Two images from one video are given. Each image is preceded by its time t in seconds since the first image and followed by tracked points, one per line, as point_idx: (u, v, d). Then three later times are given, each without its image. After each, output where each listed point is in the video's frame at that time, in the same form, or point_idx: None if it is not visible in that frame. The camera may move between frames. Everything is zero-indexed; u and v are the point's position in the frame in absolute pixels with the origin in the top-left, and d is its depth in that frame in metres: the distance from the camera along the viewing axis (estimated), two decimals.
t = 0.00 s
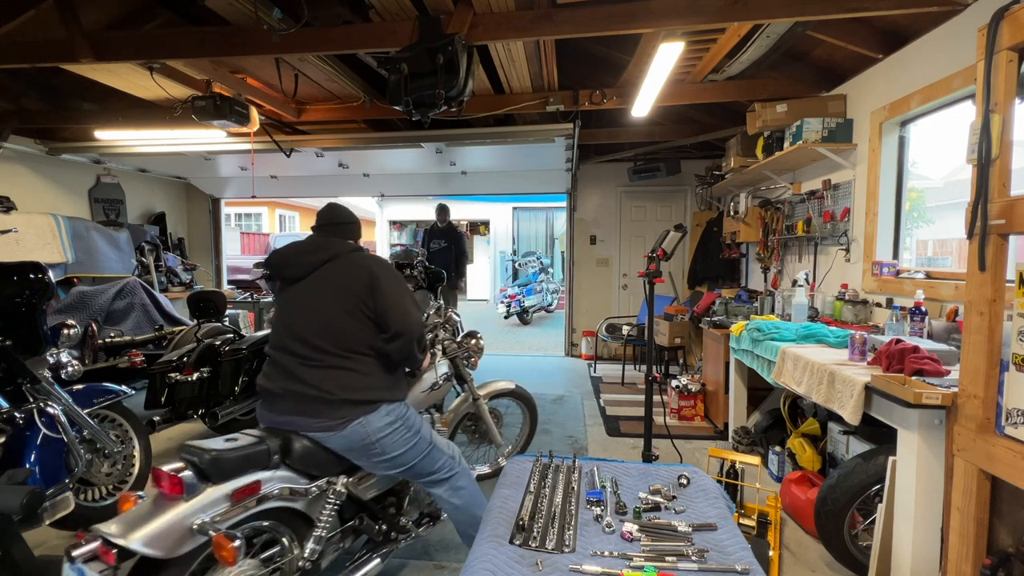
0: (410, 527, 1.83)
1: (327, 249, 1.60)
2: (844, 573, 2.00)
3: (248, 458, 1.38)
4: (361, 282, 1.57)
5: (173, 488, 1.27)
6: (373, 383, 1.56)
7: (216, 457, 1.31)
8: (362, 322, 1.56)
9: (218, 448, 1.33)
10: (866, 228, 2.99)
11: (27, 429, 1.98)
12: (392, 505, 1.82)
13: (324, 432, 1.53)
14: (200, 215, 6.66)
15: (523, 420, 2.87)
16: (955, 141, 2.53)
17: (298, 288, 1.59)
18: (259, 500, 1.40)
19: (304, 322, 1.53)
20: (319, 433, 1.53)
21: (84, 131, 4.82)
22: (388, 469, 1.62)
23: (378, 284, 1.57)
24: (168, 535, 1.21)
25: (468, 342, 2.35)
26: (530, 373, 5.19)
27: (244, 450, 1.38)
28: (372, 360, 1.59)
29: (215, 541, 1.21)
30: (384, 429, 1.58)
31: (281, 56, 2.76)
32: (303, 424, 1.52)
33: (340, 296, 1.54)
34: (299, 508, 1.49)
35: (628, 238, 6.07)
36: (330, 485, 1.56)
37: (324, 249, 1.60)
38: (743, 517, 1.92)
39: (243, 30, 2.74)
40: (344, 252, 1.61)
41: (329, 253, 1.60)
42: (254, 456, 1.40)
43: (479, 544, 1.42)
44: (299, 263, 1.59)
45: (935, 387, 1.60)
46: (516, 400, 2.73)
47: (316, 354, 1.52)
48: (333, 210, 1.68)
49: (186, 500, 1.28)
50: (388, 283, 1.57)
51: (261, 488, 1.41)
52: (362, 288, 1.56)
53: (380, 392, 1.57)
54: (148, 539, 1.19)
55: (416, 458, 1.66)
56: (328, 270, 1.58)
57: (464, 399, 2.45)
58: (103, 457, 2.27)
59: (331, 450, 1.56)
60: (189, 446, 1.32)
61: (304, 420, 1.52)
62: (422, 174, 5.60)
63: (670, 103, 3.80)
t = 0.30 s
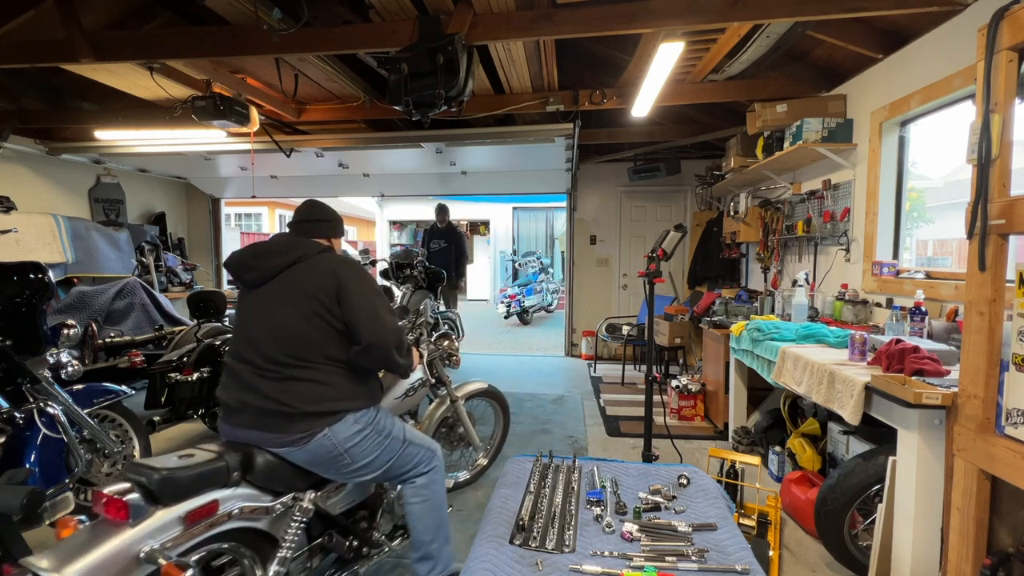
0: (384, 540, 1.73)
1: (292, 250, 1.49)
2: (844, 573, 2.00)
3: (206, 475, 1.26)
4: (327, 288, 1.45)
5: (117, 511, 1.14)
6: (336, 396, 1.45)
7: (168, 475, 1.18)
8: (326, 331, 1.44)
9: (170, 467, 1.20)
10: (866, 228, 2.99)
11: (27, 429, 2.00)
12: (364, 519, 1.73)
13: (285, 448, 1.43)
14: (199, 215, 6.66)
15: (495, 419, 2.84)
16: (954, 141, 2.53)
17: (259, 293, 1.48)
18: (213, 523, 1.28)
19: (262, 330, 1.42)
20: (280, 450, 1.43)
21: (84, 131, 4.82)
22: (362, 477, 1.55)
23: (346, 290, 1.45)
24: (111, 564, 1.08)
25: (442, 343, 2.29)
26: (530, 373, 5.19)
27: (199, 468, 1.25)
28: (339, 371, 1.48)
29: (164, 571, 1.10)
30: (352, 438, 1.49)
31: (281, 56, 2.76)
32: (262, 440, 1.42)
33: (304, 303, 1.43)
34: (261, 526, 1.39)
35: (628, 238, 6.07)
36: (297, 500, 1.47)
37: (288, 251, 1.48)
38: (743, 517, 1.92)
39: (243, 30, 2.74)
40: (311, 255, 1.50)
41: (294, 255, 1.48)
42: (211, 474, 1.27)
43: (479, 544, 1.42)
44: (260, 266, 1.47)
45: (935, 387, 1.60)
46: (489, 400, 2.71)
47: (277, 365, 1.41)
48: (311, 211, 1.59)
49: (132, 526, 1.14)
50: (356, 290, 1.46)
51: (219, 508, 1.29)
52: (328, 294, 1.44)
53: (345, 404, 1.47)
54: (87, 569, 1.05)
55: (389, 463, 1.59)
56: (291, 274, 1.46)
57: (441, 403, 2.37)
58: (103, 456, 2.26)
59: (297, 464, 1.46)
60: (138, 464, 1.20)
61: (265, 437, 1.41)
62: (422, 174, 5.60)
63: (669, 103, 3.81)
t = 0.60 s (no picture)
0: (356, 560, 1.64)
1: (275, 254, 1.38)
2: (844, 573, 2.00)
3: (163, 495, 1.16)
4: (310, 297, 1.36)
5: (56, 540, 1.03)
6: (312, 413, 1.37)
7: (115, 498, 1.08)
8: (306, 344, 1.35)
9: (119, 490, 1.10)
10: (866, 228, 2.99)
11: (27, 429, 2.00)
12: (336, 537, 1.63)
13: (251, 467, 1.33)
14: (199, 215, 6.66)
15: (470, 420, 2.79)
16: (954, 141, 2.53)
17: (234, 296, 1.37)
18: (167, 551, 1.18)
19: (235, 339, 1.32)
20: (245, 468, 1.33)
21: (84, 131, 4.82)
22: (333, 496, 1.46)
23: (331, 302, 1.37)
24: None
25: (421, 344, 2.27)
26: (530, 373, 5.18)
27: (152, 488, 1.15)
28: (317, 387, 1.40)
29: None
30: (323, 455, 1.40)
31: (281, 56, 2.76)
32: (226, 458, 1.32)
33: (284, 312, 1.34)
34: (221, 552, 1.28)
35: (628, 239, 6.07)
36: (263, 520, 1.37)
37: (271, 254, 1.38)
38: (743, 517, 1.92)
39: (243, 30, 2.74)
40: (296, 260, 1.40)
41: (277, 259, 1.38)
42: (166, 495, 1.16)
43: (479, 544, 1.42)
44: (238, 267, 1.36)
45: (935, 387, 1.60)
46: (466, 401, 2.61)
47: (249, 377, 1.31)
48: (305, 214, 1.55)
49: (69, 560, 1.03)
50: (342, 303, 1.37)
51: (173, 534, 1.19)
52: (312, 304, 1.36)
53: (320, 420, 1.39)
54: None
55: (362, 481, 1.50)
56: (272, 280, 1.36)
57: (419, 410, 2.28)
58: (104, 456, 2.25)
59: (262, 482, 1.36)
60: (81, 488, 1.10)
61: (231, 455, 1.31)
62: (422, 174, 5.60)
63: (669, 104, 3.81)
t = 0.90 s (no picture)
0: None
1: (218, 247, 1.25)
2: (844, 573, 2.00)
3: (94, 516, 1.04)
4: (256, 291, 1.21)
5: None
6: (261, 422, 1.21)
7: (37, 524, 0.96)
8: (253, 345, 1.20)
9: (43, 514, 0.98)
10: (866, 228, 2.99)
11: (27, 429, 2.01)
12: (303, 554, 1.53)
13: (195, 487, 1.17)
14: (199, 215, 6.67)
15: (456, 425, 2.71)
16: (954, 141, 2.53)
17: (172, 295, 1.22)
18: None
19: (171, 341, 1.16)
20: (191, 488, 1.17)
21: (84, 131, 4.82)
22: (290, 517, 1.31)
23: (280, 295, 1.22)
24: None
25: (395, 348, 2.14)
26: (530, 373, 5.18)
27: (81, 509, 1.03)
28: (268, 393, 1.24)
29: None
30: (278, 473, 1.25)
31: (281, 56, 2.76)
32: (164, 477, 1.16)
33: (227, 308, 1.19)
34: None
35: (628, 239, 6.07)
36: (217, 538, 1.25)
37: (213, 248, 1.24)
38: (743, 517, 1.92)
39: (243, 30, 2.74)
40: (242, 255, 1.26)
41: (220, 251, 1.24)
42: (96, 517, 1.04)
43: (479, 544, 1.42)
44: (177, 265, 1.22)
45: (935, 387, 1.60)
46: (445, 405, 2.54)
47: (185, 383, 1.15)
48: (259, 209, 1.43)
49: None
50: (294, 298, 1.23)
51: (108, 559, 1.05)
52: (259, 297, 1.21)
53: (274, 431, 1.23)
54: None
55: (324, 500, 1.35)
56: (215, 277, 1.22)
57: (397, 417, 2.18)
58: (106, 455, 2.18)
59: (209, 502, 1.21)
60: None
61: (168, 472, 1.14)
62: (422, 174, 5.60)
63: (669, 104, 3.80)
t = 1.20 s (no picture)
0: None
1: (151, 248, 1.16)
2: (844, 573, 2.00)
3: (8, 555, 0.88)
4: (189, 293, 1.12)
5: None
6: (201, 432, 1.12)
7: None
8: (188, 351, 1.10)
9: None
10: (866, 228, 2.99)
11: (27, 429, 1.97)
12: None
13: (127, 509, 1.07)
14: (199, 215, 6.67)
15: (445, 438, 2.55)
16: (954, 141, 2.53)
17: (102, 301, 1.14)
18: None
19: (100, 349, 1.07)
20: (120, 510, 1.07)
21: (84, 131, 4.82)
22: (248, 535, 1.22)
23: (214, 296, 1.12)
24: None
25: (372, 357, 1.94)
26: (530, 373, 5.18)
27: None
28: (208, 402, 1.15)
29: None
30: (229, 488, 1.15)
31: (281, 56, 2.76)
32: (94, 498, 1.06)
33: (157, 313, 1.09)
34: None
35: (628, 239, 6.07)
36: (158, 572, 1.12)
37: (145, 248, 1.15)
38: (743, 517, 1.92)
39: (243, 30, 2.74)
40: (176, 255, 1.18)
41: (152, 252, 1.15)
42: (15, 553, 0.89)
43: (479, 544, 1.42)
44: (105, 268, 1.14)
45: (935, 387, 1.60)
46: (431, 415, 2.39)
47: (112, 396, 1.06)
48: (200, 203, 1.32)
49: None
50: (229, 296, 1.13)
51: None
52: (190, 299, 1.11)
53: (218, 440, 1.14)
54: None
55: (287, 512, 1.26)
56: (144, 277, 1.12)
57: (371, 426, 2.06)
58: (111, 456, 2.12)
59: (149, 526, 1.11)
60: None
61: (99, 493, 1.06)
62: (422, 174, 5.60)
63: (669, 104, 3.80)
